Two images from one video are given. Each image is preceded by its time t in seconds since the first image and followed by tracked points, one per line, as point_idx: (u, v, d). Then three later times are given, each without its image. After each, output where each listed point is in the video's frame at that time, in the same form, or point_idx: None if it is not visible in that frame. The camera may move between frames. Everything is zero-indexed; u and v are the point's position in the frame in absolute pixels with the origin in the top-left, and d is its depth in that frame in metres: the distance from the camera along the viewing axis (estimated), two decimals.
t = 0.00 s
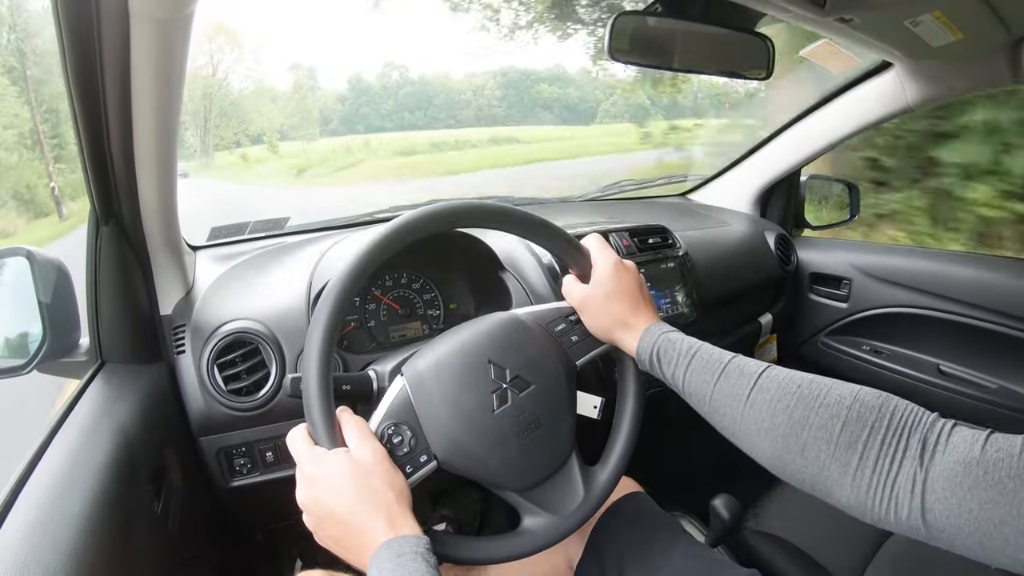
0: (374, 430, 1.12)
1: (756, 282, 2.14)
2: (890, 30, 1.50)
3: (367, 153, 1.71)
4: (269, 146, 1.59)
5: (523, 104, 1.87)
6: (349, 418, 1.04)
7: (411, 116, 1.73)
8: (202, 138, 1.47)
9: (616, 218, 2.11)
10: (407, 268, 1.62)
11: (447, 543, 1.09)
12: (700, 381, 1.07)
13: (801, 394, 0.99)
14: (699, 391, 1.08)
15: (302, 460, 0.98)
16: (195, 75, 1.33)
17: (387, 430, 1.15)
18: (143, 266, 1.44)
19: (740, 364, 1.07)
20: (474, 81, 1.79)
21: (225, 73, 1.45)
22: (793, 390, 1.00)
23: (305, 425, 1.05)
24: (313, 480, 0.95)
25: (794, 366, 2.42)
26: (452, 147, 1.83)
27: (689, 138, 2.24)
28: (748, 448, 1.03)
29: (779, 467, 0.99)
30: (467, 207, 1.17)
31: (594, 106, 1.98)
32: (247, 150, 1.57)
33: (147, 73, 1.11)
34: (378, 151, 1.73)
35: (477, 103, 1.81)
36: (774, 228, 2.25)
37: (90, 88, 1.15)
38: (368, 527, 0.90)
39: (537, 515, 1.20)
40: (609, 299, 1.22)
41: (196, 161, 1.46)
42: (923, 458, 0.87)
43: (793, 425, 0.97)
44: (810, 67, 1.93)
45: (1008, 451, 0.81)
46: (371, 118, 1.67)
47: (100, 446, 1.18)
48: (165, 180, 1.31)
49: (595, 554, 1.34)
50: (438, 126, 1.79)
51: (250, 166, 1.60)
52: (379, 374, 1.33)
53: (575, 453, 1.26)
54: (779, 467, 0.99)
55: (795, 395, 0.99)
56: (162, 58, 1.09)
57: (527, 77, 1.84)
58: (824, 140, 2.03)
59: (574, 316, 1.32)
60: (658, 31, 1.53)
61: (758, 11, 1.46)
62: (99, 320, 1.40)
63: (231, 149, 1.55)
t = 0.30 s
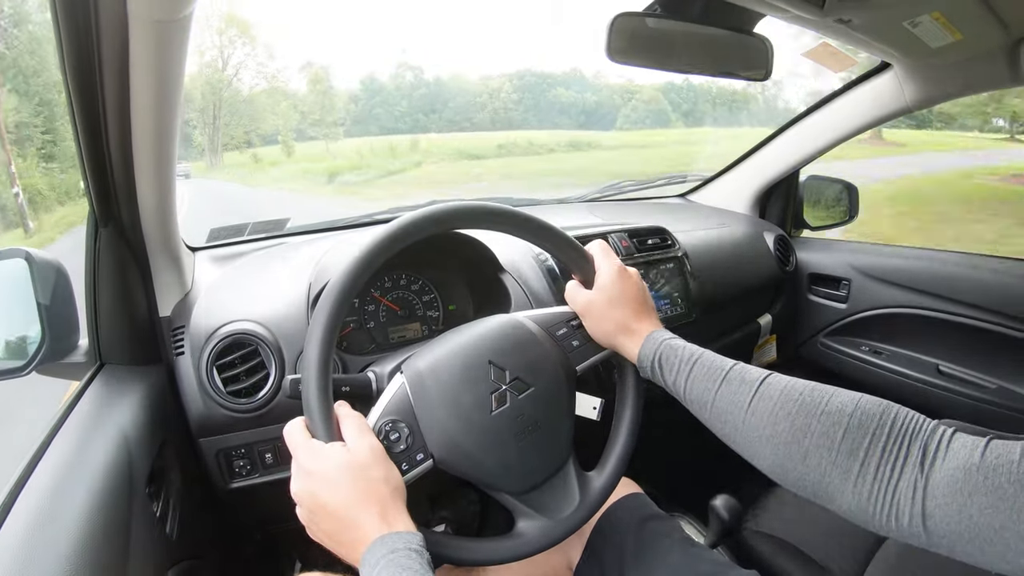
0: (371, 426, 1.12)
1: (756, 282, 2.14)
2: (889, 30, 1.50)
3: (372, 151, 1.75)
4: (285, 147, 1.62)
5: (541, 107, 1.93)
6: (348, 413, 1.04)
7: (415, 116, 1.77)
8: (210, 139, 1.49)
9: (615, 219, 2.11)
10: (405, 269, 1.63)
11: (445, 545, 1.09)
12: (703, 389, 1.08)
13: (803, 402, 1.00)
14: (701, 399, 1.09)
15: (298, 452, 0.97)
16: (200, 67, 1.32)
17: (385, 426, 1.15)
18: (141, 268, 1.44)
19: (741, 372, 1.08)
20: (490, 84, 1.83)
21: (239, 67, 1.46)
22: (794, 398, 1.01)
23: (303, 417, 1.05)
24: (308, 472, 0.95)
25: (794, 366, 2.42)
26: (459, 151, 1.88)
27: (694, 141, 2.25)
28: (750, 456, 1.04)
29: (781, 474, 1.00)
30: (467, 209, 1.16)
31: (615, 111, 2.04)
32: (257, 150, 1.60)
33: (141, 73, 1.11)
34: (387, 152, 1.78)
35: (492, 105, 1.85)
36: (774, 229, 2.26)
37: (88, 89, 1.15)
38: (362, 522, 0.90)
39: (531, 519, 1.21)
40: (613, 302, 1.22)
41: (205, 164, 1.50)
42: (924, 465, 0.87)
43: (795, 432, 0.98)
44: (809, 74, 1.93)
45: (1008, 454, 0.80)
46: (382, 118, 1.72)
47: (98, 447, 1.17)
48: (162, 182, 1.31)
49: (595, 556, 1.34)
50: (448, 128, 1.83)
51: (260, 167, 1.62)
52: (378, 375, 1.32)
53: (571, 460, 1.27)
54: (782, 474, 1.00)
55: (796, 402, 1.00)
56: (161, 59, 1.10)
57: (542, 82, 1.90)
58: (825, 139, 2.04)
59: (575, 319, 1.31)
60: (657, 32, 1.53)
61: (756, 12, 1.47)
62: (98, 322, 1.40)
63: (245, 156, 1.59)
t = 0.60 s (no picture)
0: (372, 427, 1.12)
1: (756, 284, 2.14)
2: (889, 30, 1.50)
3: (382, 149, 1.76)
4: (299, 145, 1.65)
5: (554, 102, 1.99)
6: (349, 414, 1.04)
7: (426, 114, 1.81)
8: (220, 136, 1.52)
9: (615, 221, 2.12)
10: (405, 272, 1.63)
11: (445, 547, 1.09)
12: (704, 393, 1.08)
13: (804, 405, 1.00)
14: (703, 403, 1.09)
15: (298, 452, 0.97)
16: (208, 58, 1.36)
17: (386, 427, 1.14)
18: (141, 271, 1.44)
19: (743, 375, 1.08)
20: (504, 85, 1.91)
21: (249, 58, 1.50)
22: (796, 401, 1.01)
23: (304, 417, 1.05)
24: (308, 472, 0.94)
25: (795, 367, 2.42)
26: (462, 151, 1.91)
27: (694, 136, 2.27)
28: (752, 459, 1.04)
29: (783, 478, 1.00)
30: (469, 211, 1.16)
31: (631, 114, 2.13)
32: (271, 148, 1.62)
33: (140, 76, 1.11)
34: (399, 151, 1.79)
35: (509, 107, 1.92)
36: (774, 230, 2.26)
37: (88, 94, 1.15)
38: (362, 522, 0.90)
39: (531, 522, 1.21)
40: (616, 307, 1.22)
41: (212, 163, 1.51)
42: (925, 467, 0.87)
43: (797, 436, 0.98)
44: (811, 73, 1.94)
45: (1009, 456, 0.80)
46: (393, 122, 1.75)
47: (98, 450, 1.17)
48: (162, 186, 1.31)
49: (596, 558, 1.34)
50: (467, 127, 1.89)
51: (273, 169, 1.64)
52: (379, 377, 1.32)
53: (570, 463, 1.27)
54: (784, 478, 1.00)
55: (798, 406, 1.00)
56: (161, 63, 1.10)
57: (559, 83, 2.00)
58: (827, 138, 2.04)
59: (575, 322, 1.30)
60: (656, 34, 1.53)
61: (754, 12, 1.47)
62: (98, 327, 1.39)
63: (258, 159, 1.61)
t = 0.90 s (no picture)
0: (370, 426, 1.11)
1: (754, 284, 2.14)
2: (888, 31, 1.50)
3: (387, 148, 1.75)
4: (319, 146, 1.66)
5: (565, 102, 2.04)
6: (347, 414, 1.04)
7: (432, 114, 1.80)
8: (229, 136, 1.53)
9: (614, 221, 2.12)
10: (404, 271, 1.63)
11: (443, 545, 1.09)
12: (702, 392, 1.09)
13: (802, 404, 1.00)
14: (701, 401, 1.09)
15: (297, 453, 0.97)
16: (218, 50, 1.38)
17: (384, 427, 1.14)
18: (139, 270, 1.44)
19: (741, 374, 1.08)
20: (520, 86, 1.94)
21: (262, 50, 1.49)
22: (793, 400, 1.01)
23: (302, 418, 1.04)
24: (307, 473, 0.94)
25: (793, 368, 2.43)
26: (465, 151, 1.89)
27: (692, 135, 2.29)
28: (750, 459, 1.04)
29: (780, 477, 1.00)
30: (467, 211, 1.16)
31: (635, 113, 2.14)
32: (284, 147, 1.61)
33: (140, 74, 1.11)
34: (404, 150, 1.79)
35: (525, 108, 1.96)
36: (773, 231, 2.27)
37: (87, 92, 1.14)
38: (361, 523, 0.90)
39: (529, 521, 1.21)
40: (612, 306, 1.22)
41: (219, 162, 1.50)
42: (922, 467, 0.87)
43: (794, 435, 0.98)
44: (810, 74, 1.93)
45: (1007, 457, 0.80)
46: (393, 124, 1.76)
47: (97, 448, 1.17)
48: (161, 183, 1.31)
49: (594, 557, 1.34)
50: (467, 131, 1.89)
51: (286, 170, 1.64)
52: (377, 377, 1.32)
53: (569, 461, 1.27)
54: (781, 476, 1.00)
55: (795, 405, 1.00)
56: (161, 61, 1.10)
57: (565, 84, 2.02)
58: (827, 138, 2.05)
59: (574, 323, 1.30)
60: (656, 34, 1.53)
61: (756, 12, 1.46)
62: (96, 326, 1.39)
63: (270, 158, 1.60)
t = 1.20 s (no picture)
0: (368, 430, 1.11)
1: (752, 290, 2.15)
2: (887, 37, 1.50)
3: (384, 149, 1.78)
4: (342, 143, 1.70)
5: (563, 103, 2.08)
6: (345, 417, 1.04)
7: (432, 118, 1.81)
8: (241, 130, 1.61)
9: (612, 227, 2.12)
10: (403, 275, 1.63)
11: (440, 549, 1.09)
12: (699, 396, 1.08)
13: (800, 409, 1.00)
14: (699, 406, 1.09)
15: (294, 456, 0.97)
16: (229, 41, 1.43)
17: (382, 431, 1.13)
18: (138, 272, 1.44)
19: (739, 379, 1.08)
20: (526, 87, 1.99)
21: (275, 40, 1.57)
22: (791, 405, 1.01)
23: (299, 421, 1.04)
24: (304, 477, 0.94)
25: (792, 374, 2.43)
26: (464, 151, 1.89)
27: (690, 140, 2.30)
28: (747, 464, 1.04)
29: (778, 482, 1.00)
30: (465, 215, 1.16)
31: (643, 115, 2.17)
32: (299, 145, 1.64)
33: (139, 75, 1.11)
34: (402, 151, 1.82)
35: (541, 108, 2.03)
36: (772, 236, 2.29)
37: (87, 94, 1.15)
38: (359, 526, 0.90)
39: (527, 526, 1.20)
40: (611, 311, 1.22)
41: (230, 160, 1.56)
42: (920, 472, 0.87)
43: (792, 440, 0.98)
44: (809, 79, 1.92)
45: (1005, 462, 0.80)
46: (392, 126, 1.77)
47: (94, 450, 1.17)
48: (161, 185, 1.31)
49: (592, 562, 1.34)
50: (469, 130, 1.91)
51: (297, 171, 1.67)
52: (376, 380, 1.32)
53: (567, 465, 1.27)
54: (779, 481, 1.00)
55: (793, 410, 1.00)
56: (160, 64, 1.10)
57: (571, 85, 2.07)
58: (826, 143, 2.05)
59: (573, 327, 1.30)
60: (655, 40, 1.53)
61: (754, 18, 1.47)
62: (94, 328, 1.38)
63: (286, 159, 1.63)
